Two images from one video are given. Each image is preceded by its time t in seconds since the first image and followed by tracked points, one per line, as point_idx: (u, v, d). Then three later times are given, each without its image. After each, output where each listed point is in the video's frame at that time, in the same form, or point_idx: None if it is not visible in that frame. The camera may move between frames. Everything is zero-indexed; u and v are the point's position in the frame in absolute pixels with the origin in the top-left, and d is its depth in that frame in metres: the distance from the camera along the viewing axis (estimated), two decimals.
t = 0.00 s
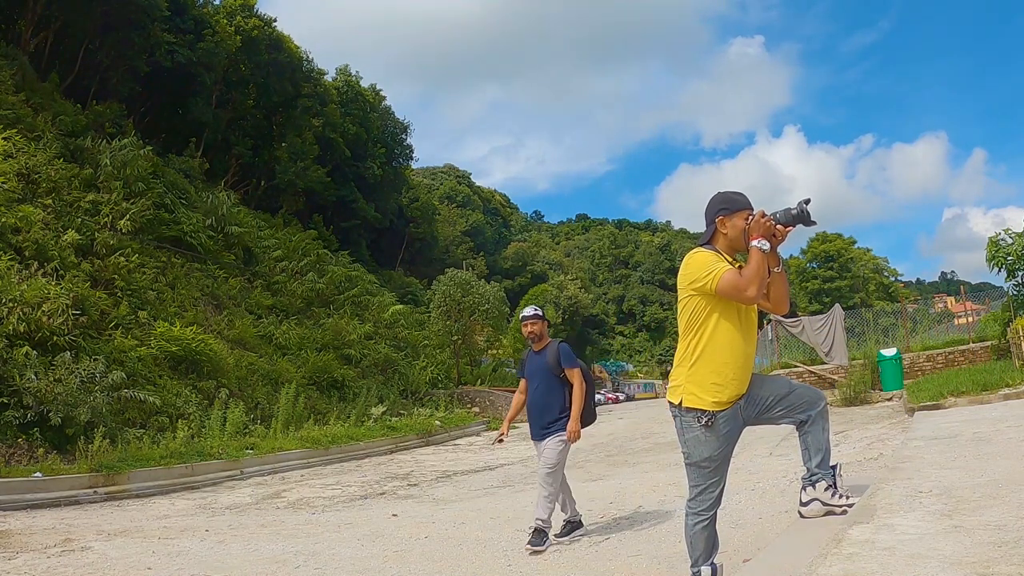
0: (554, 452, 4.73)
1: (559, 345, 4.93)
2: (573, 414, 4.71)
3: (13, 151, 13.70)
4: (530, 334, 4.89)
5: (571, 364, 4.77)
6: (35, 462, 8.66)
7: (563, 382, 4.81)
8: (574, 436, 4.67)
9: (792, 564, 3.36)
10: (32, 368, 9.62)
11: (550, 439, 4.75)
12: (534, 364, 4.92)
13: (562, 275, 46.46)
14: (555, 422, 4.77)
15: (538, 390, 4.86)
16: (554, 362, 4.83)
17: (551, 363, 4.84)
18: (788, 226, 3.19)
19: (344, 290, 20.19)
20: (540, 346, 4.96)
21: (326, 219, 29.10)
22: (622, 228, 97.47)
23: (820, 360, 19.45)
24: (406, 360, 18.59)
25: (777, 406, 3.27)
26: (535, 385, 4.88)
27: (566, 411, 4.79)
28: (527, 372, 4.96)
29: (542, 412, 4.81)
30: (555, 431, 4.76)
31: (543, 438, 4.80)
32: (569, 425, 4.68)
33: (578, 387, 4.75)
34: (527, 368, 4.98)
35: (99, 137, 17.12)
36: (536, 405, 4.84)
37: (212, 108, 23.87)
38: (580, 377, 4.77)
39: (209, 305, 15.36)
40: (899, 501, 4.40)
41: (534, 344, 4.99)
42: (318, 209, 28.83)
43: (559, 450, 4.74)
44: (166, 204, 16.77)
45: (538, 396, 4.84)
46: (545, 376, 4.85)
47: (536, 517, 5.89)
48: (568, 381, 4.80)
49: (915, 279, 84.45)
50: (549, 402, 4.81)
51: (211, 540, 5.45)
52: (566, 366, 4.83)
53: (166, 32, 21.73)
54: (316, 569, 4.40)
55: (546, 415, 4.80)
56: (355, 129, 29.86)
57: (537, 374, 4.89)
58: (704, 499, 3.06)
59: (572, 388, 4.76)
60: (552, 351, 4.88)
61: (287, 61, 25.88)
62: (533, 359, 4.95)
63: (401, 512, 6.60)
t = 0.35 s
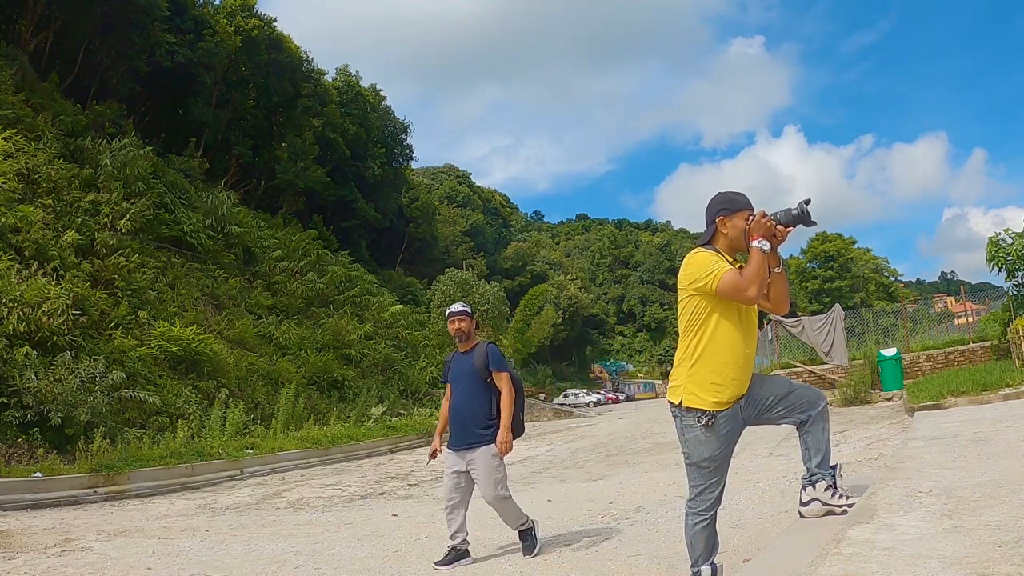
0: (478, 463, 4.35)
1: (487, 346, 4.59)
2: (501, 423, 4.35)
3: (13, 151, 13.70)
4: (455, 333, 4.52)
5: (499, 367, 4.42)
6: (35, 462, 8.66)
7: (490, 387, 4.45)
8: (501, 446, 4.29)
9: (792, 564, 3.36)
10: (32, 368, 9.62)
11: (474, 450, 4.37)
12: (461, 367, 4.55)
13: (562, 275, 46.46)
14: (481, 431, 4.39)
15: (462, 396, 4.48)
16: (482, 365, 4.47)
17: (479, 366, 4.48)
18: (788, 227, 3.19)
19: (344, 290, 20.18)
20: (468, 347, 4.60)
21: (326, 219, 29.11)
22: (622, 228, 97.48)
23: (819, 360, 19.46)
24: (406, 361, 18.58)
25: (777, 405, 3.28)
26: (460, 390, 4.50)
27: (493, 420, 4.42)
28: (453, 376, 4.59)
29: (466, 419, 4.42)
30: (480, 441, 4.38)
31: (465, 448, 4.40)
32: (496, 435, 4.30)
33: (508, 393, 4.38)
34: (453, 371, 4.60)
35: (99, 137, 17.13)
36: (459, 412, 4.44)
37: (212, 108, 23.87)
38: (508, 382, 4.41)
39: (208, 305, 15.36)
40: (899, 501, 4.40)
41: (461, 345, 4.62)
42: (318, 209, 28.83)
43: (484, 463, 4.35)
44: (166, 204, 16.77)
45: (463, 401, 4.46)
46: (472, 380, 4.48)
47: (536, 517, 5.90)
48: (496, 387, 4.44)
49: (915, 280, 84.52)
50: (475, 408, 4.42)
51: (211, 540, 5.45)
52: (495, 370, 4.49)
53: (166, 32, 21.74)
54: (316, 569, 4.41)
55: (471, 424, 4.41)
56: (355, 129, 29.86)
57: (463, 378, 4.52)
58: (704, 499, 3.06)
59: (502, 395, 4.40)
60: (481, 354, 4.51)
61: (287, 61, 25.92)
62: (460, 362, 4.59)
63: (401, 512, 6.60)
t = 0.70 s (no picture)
0: (418, 468, 3.96)
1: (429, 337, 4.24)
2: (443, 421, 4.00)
3: (13, 151, 13.70)
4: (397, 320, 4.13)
5: (444, 360, 4.07)
6: (35, 462, 8.66)
7: (432, 381, 4.08)
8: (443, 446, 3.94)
9: (792, 564, 3.36)
10: (32, 368, 9.62)
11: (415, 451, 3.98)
12: (400, 357, 4.17)
13: (562, 275, 46.46)
14: (422, 430, 4.01)
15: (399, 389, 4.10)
16: (424, 356, 4.10)
17: (420, 357, 4.11)
18: (787, 227, 3.20)
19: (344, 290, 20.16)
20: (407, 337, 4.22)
21: (326, 219, 29.11)
22: (622, 228, 97.53)
23: (820, 360, 19.47)
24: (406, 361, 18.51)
25: (777, 405, 3.28)
26: (398, 384, 4.11)
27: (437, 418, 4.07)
28: (390, 367, 4.19)
29: (407, 416, 4.03)
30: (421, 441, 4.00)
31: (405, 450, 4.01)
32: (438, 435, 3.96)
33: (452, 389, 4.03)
34: (390, 361, 4.21)
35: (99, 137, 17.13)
36: (399, 408, 4.05)
37: (212, 108, 23.86)
38: (453, 375, 4.09)
39: (208, 305, 15.35)
40: (899, 501, 4.40)
41: (397, 333, 4.25)
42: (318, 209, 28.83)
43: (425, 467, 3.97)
44: (166, 204, 16.76)
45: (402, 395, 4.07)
46: (411, 372, 4.10)
47: (537, 517, 5.90)
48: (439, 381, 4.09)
49: (915, 279, 84.54)
50: (415, 403, 4.04)
51: (211, 540, 5.45)
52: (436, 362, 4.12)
53: (166, 32, 21.75)
54: (316, 569, 4.41)
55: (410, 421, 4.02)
56: (355, 129, 29.87)
57: (402, 369, 4.13)
58: (704, 500, 3.06)
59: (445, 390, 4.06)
60: (422, 343, 4.14)
61: (286, 61, 25.94)
62: (398, 351, 4.20)
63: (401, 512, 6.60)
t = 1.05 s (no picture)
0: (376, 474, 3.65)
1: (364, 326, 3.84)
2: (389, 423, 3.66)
3: (13, 151, 13.70)
4: (330, 307, 3.73)
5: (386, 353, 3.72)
6: (35, 462, 8.66)
7: (371, 376, 3.73)
8: (392, 448, 3.60)
9: (793, 564, 3.36)
10: (32, 368, 9.62)
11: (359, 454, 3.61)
12: (333, 350, 3.76)
13: (562, 275, 46.46)
14: (365, 429, 3.64)
15: (335, 385, 3.69)
16: (363, 347, 3.73)
17: (359, 349, 3.73)
18: (789, 227, 3.20)
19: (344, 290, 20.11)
20: (338, 327, 3.82)
21: (326, 219, 29.11)
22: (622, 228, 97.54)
23: (820, 360, 19.47)
24: (406, 361, 18.39)
25: (778, 405, 3.28)
26: (332, 380, 3.71)
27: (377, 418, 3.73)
28: (320, 362, 3.77)
29: (348, 415, 3.64)
30: (364, 443, 3.64)
31: (344, 453, 3.62)
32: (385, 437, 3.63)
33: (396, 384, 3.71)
34: (320, 354, 3.79)
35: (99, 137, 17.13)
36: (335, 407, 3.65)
37: (212, 108, 23.85)
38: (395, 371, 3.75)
39: (208, 305, 15.34)
40: (899, 501, 4.40)
41: (325, 323, 3.83)
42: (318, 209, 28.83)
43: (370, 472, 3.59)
44: (166, 204, 16.76)
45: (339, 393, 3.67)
46: (349, 365, 3.71)
47: (537, 517, 5.89)
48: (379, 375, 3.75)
49: (915, 279, 84.59)
50: (355, 401, 3.66)
51: (211, 540, 5.45)
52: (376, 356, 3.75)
53: (166, 33, 21.76)
54: (316, 568, 4.41)
55: (350, 420, 3.64)
56: (355, 129, 29.89)
57: (338, 363, 3.72)
58: (704, 500, 3.06)
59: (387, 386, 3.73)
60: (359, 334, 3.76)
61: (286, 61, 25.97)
62: (329, 343, 3.79)
63: (401, 512, 6.59)
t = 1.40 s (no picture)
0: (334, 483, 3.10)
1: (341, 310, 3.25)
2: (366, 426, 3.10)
3: (13, 151, 13.70)
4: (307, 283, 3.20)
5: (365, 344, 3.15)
6: (35, 461, 8.66)
7: (347, 370, 3.16)
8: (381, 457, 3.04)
9: (793, 564, 3.36)
10: (32, 368, 9.63)
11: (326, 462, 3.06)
12: (304, 336, 3.20)
13: (562, 275, 46.50)
14: (336, 434, 3.09)
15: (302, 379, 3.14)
16: (339, 335, 3.15)
17: (333, 338, 3.15)
18: (788, 227, 3.21)
19: (345, 290, 20.02)
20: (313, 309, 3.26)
21: (326, 220, 29.12)
22: (622, 228, 97.58)
23: (819, 360, 19.48)
24: (406, 360, 18.30)
25: (777, 405, 3.28)
26: (300, 371, 3.16)
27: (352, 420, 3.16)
28: (288, 349, 3.21)
29: (314, 416, 3.09)
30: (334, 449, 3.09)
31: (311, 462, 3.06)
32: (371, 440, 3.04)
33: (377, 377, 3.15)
34: (289, 339, 3.23)
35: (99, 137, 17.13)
36: (301, 407, 3.10)
37: (212, 108, 23.84)
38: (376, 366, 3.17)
39: (208, 305, 15.33)
40: (900, 500, 4.40)
41: (298, 302, 3.27)
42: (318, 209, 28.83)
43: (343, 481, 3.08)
44: (166, 204, 16.74)
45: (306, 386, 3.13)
46: (322, 357, 3.14)
47: (537, 517, 5.90)
48: (358, 369, 3.19)
49: (915, 280, 84.69)
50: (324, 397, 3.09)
51: (211, 540, 5.45)
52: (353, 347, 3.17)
53: (166, 33, 21.78)
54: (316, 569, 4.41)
55: (320, 421, 3.09)
56: (355, 129, 29.89)
57: (308, 352, 3.16)
58: (704, 500, 3.05)
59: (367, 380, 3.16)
60: (336, 318, 3.19)
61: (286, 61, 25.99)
62: (299, 328, 3.23)
63: (401, 512, 6.59)
